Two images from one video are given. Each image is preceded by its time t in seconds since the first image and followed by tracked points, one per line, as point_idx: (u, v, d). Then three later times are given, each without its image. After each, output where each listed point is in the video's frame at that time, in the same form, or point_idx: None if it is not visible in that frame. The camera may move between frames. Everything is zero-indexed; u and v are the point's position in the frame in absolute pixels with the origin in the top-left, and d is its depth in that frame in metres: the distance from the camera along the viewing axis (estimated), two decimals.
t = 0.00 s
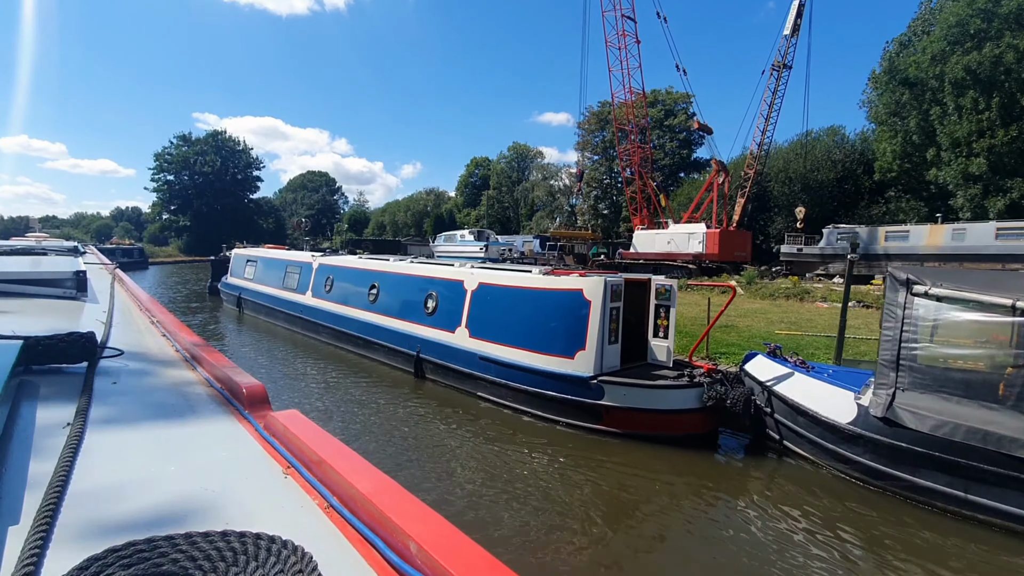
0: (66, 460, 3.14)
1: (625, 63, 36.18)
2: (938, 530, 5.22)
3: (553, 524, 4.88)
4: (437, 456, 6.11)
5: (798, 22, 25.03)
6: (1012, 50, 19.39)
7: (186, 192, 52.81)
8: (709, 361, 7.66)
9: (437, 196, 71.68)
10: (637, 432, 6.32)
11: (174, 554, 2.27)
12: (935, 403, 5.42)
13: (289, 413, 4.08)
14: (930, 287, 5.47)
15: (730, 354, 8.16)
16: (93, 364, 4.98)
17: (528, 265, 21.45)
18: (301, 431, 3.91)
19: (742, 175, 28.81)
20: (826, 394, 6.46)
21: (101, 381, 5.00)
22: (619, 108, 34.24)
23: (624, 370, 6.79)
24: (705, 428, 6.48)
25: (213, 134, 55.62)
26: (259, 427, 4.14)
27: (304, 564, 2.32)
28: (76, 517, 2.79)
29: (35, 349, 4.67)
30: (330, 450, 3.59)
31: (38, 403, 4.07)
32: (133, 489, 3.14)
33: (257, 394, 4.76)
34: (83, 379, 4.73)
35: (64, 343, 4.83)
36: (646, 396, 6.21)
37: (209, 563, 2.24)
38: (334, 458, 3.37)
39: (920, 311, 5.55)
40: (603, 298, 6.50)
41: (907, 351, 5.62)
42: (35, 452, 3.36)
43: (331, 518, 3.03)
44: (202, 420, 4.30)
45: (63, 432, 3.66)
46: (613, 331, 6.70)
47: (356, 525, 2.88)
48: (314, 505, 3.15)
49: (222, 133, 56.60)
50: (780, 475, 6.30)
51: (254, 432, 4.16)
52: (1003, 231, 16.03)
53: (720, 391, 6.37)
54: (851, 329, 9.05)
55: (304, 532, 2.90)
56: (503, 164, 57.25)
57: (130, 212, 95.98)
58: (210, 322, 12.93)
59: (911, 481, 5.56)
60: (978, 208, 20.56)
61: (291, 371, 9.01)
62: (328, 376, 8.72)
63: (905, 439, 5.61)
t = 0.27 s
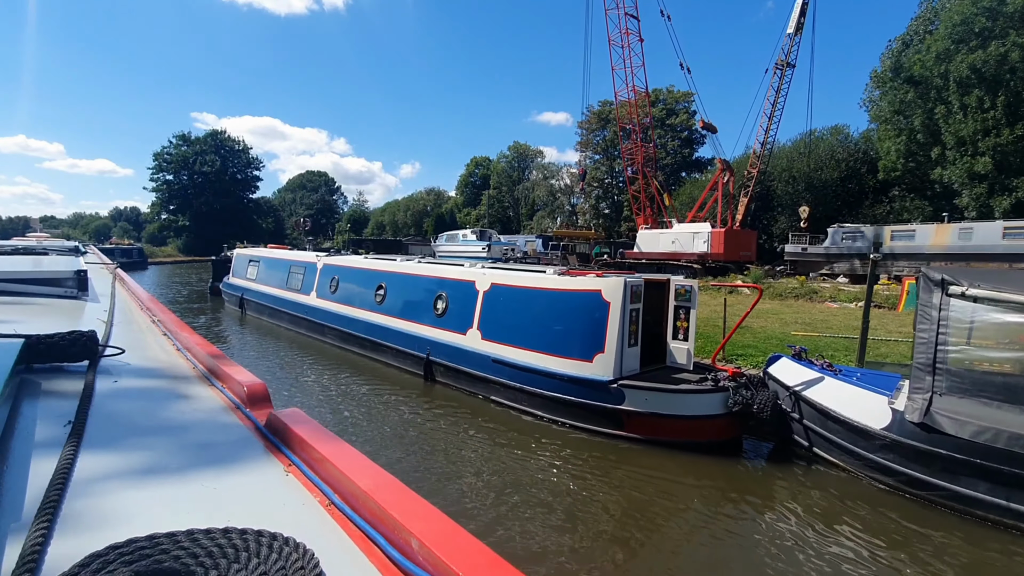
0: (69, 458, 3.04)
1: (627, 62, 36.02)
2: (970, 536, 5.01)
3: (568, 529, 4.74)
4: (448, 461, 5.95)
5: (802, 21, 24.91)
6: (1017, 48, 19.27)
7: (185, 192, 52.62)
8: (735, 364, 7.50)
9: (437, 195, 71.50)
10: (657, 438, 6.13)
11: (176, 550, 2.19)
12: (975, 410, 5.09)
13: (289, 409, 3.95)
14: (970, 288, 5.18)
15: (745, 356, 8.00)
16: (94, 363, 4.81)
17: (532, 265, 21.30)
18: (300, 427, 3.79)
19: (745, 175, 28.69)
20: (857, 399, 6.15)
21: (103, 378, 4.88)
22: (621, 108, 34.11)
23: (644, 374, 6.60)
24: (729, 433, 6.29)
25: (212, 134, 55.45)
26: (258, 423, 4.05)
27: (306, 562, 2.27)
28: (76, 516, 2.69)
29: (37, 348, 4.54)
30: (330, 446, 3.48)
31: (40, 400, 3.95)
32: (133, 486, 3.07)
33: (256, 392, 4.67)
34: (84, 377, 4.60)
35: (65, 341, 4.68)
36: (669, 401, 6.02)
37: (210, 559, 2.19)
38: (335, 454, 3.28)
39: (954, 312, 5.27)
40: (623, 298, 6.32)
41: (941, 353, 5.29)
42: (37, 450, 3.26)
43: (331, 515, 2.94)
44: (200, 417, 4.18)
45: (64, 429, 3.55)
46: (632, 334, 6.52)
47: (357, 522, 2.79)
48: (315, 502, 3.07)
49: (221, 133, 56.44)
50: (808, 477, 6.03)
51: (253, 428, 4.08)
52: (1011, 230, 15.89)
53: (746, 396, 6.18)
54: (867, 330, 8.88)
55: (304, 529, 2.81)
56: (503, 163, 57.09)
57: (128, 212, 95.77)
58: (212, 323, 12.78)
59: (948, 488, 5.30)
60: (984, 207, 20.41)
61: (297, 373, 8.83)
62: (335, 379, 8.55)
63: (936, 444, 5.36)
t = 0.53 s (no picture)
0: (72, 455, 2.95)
1: (629, 60, 35.90)
2: (1009, 547, 4.81)
3: (585, 537, 4.61)
4: (462, 468, 5.78)
5: (806, 19, 24.77)
6: None
7: (185, 192, 52.46)
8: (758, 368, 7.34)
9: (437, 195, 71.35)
10: (681, 445, 5.95)
11: (176, 550, 2.14)
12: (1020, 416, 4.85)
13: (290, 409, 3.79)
14: (1011, 288, 4.95)
15: (762, 358, 7.82)
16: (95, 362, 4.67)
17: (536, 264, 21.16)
18: (300, 424, 3.65)
19: (749, 174, 28.57)
20: (886, 403, 5.98)
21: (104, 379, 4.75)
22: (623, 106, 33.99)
23: (665, 378, 6.41)
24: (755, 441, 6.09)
25: (212, 134, 55.29)
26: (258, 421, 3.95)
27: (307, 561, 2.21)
28: (79, 518, 2.57)
29: (38, 348, 4.41)
30: (332, 443, 3.34)
31: (41, 401, 3.81)
32: (131, 482, 2.96)
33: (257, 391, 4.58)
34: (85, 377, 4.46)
35: (66, 342, 4.54)
36: (693, 407, 5.82)
37: (211, 559, 2.13)
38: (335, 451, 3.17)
39: (994, 313, 5.07)
40: (644, 300, 6.15)
41: (981, 357, 5.08)
42: (40, 448, 3.16)
43: (332, 515, 2.83)
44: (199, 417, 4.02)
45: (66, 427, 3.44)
46: (653, 337, 6.34)
47: (359, 522, 2.68)
48: (315, 501, 2.95)
49: (221, 132, 56.25)
50: (841, 490, 5.79)
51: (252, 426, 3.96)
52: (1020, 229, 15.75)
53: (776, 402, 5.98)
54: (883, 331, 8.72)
55: (303, 528, 2.70)
56: (504, 163, 56.93)
57: (127, 212, 95.51)
58: (214, 324, 12.62)
59: (988, 495, 5.09)
60: (990, 206, 20.25)
61: (304, 376, 8.68)
62: (342, 382, 8.38)
63: (967, 449, 5.18)
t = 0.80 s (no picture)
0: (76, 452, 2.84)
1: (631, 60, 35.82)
2: None
3: (605, 549, 4.41)
4: (478, 477, 5.59)
5: (809, 17, 24.67)
6: None
7: (184, 192, 52.31)
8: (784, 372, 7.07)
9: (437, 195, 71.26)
10: (706, 453, 5.74)
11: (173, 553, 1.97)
12: None
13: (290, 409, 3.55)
14: None
15: (781, 361, 7.62)
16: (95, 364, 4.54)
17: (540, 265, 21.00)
18: (299, 425, 3.39)
19: (752, 173, 28.48)
20: (919, 408, 5.66)
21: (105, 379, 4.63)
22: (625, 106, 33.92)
23: (688, 383, 6.22)
24: (784, 449, 5.86)
25: (211, 133, 55.15)
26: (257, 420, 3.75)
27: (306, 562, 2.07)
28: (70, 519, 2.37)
29: (36, 350, 4.28)
30: (331, 443, 3.08)
31: (42, 402, 3.67)
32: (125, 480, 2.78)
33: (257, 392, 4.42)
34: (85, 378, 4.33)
35: (65, 343, 4.44)
36: (717, 413, 5.62)
37: (210, 561, 1.97)
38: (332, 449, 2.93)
39: None
40: (666, 302, 5.97)
41: None
42: (40, 446, 3.04)
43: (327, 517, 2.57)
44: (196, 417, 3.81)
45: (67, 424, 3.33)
46: (675, 340, 6.16)
47: (354, 523, 2.42)
48: (309, 502, 2.70)
49: (219, 132, 56.05)
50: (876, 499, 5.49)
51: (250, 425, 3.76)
52: None
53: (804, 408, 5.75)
54: (901, 333, 8.55)
55: (293, 529, 2.45)
56: (503, 163, 56.81)
57: (125, 212, 95.17)
58: (216, 326, 12.44)
59: None
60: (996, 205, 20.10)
61: (309, 380, 8.49)
62: (349, 386, 8.21)
63: (1005, 455, 4.96)
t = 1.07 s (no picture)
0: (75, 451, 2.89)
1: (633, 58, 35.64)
2: None
3: (620, 558, 4.29)
4: (490, 483, 5.47)
5: (812, 16, 24.55)
6: None
7: (182, 192, 52.05)
8: (810, 377, 6.86)
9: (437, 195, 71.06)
10: (731, 460, 5.55)
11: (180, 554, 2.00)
12: None
13: (290, 411, 3.60)
14: None
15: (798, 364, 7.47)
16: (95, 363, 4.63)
17: (543, 265, 20.89)
18: (300, 427, 3.47)
19: (755, 173, 28.43)
20: (958, 414, 5.43)
21: (103, 378, 4.62)
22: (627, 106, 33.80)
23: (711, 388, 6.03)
24: (812, 457, 5.69)
25: (209, 133, 54.91)
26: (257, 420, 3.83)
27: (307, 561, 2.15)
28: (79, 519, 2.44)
29: (37, 350, 4.34)
30: (333, 444, 3.18)
31: (42, 401, 3.72)
32: (131, 480, 2.86)
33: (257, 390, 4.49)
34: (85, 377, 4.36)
35: (66, 343, 4.50)
36: (746, 419, 5.43)
37: (212, 562, 2.00)
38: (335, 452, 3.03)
39: None
40: (689, 303, 5.81)
41: None
42: (40, 443, 3.09)
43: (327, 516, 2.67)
44: (198, 416, 3.88)
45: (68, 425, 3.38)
46: (698, 343, 5.98)
47: (355, 523, 2.53)
48: (312, 501, 2.79)
49: (218, 131, 55.80)
50: (909, 507, 5.28)
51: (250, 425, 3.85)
52: None
53: (836, 415, 5.57)
54: (915, 335, 8.43)
55: (295, 526, 2.54)
56: (503, 163, 56.63)
57: (123, 212, 94.85)
58: (217, 327, 12.31)
59: None
60: (1001, 205, 19.97)
61: (313, 383, 8.38)
62: (356, 390, 8.04)
63: None
